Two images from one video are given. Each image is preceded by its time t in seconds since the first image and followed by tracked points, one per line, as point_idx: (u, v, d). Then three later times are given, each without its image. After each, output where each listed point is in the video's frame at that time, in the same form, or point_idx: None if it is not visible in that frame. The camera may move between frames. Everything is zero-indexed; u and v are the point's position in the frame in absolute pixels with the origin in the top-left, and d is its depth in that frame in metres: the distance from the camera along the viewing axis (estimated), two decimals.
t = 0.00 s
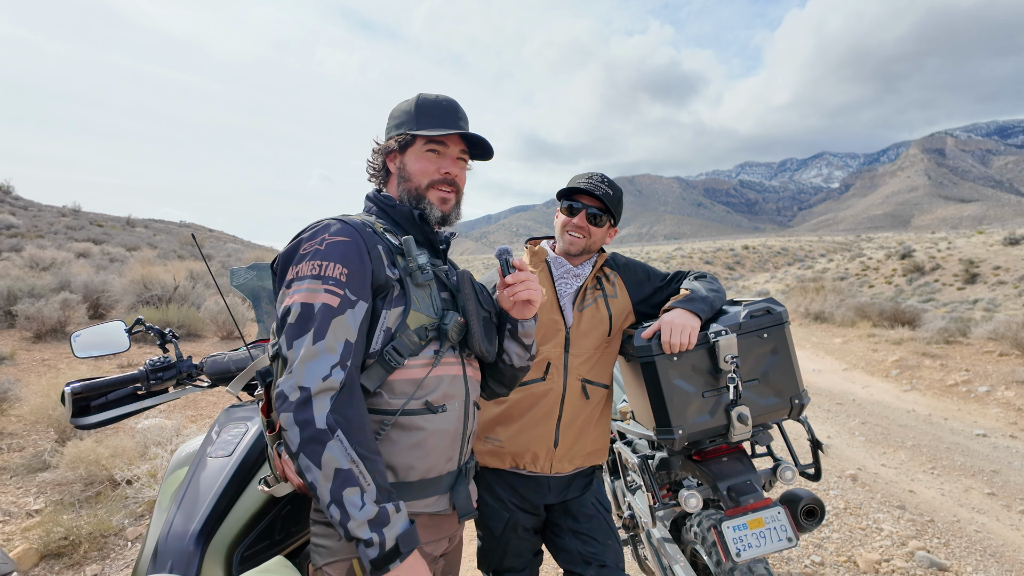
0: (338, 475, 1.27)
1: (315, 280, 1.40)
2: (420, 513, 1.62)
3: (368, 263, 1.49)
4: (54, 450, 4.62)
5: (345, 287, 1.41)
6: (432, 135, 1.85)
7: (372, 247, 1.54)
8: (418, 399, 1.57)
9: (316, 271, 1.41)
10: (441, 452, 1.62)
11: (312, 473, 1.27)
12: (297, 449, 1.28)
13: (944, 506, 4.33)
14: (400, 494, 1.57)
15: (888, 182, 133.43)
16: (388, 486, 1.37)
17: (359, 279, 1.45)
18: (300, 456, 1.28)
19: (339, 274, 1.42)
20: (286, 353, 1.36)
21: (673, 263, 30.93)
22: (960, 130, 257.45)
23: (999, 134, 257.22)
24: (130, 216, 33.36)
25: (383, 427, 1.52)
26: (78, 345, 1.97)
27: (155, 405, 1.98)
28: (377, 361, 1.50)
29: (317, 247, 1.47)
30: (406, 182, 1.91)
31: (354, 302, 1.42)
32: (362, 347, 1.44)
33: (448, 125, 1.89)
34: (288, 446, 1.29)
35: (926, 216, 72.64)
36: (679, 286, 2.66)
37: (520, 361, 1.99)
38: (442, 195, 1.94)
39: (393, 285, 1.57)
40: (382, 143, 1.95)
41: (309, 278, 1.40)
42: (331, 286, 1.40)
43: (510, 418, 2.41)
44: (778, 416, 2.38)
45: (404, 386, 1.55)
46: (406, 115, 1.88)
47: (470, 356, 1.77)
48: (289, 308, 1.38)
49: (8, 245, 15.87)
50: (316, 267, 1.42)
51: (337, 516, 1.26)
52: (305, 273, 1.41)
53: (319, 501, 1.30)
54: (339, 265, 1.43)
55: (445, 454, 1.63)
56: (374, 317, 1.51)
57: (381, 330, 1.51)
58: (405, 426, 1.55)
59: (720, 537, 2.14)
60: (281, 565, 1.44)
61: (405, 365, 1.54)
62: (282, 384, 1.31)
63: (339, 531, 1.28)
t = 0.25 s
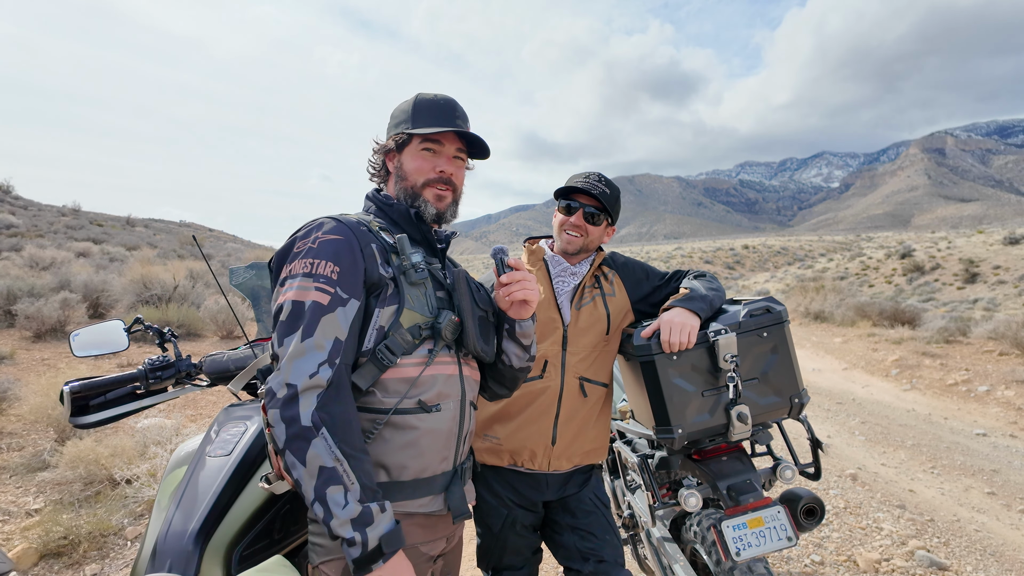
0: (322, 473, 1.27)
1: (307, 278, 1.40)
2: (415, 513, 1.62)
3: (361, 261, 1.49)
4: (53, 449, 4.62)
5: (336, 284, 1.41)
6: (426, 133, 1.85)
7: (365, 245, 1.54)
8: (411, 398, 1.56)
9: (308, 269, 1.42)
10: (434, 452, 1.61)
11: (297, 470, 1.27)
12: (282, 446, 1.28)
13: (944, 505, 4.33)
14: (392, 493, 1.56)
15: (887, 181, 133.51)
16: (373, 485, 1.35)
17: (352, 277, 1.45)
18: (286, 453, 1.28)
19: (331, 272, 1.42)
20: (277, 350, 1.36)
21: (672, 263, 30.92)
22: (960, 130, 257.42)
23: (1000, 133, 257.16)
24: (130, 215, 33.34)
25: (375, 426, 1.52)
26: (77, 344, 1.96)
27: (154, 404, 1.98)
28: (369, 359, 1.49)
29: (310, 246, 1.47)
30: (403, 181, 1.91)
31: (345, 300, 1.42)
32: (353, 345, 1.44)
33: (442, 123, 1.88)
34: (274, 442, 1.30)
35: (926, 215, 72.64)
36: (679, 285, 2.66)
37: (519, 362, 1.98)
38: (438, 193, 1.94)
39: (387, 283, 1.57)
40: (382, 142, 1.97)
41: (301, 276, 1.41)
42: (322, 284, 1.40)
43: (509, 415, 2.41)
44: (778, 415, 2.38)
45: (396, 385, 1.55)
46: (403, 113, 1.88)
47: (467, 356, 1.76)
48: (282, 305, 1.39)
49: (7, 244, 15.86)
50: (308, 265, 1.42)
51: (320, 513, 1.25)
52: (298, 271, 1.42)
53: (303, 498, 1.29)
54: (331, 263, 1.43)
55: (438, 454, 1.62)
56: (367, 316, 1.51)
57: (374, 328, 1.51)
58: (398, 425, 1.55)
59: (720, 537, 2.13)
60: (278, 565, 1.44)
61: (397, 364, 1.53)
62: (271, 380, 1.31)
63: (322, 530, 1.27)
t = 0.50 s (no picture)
0: (327, 476, 1.27)
1: (305, 280, 1.40)
2: (417, 513, 1.61)
3: (359, 263, 1.49)
4: (53, 449, 4.62)
5: (335, 287, 1.41)
6: (427, 132, 1.84)
7: (363, 246, 1.54)
8: (412, 398, 1.56)
9: (306, 271, 1.41)
10: (436, 451, 1.61)
11: (301, 473, 1.27)
12: (286, 450, 1.29)
13: (944, 504, 4.33)
14: (394, 493, 1.56)
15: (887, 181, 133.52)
16: (378, 486, 1.36)
17: (350, 279, 1.45)
18: (290, 457, 1.28)
19: (329, 274, 1.42)
20: (277, 354, 1.36)
21: (672, 263, 30.93)
22: (960, 129, 257.42)
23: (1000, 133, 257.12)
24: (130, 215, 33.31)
25: (376, 426, 1.52)
26: (77, 344, 1.96)
27: (155, 404, 1.98)
28: (369, 360, 1.49)
29: (308, 248, 1.47)
30: (403, 179, 1.91)
31: (344, 302, 1.42)
32: (352, 346, 1.44)
33: (443, 123, 1.88)
34: (278, 447, 1.29)
35: (926, 215, 72.64)
36: (679, 285, 2.66)
37: (518, 360, 1.98)
38: (438, 193, 1.94)
39: (386, 284, 1.57)
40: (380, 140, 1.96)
41: (300, 278, 1.41)
42: (321, 286, 1.40)
43: (509, 414, 2.40)
44: (779, 414, 2.37)
45: (397, 385, 1.54)
46: (403, 112, 1.87)
47: (467, 355, 1.76)
48: (281, 308, 1.39)
49: (8, 244, 15.86)
50: (306, 268, 1.42)
51: (326, 517, 1.26)
52: (296, 274, 1.42)
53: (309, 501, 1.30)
54: (329, 265, 1.43)
55: (440, 454, 1.62)
56: (367, 317, 1.51)
57: (374, 329, 1.50)
58: (399, 425, 1.55)
59: (721, 536, 2.13)
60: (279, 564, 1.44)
61: (398, 364, 1.53)
62: (272, 385, 1.31)
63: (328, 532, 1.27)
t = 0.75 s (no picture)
0: (339, 481, 1.27)
1: (309, 284, 1.39)
2: (421, 512, 1.61)
3: (362, 265, 1.48)
4: (54, 448, 4.62)
5: (339, 290, 1.41)
6: (436, 134, 1.84)
7: (365, 248, 1.53)
8: (416, 399, 1.56)
9: (309, 275, 1.40)
10: (441, 450, 1.61)
11: (312, 479, 1.27)
12: (296, 456, 1.28)
13: (944, 504, 4.33)
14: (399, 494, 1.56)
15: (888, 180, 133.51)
16: (388, 489, 1.36)
17: (354, 282, 1.44)
18: (300, 462, 1.27)
19: (333, 277, 1.41)
20: (282, 359, 1.35)
21: (672, 262, 30.94)
22: (960, 129, 257.37)
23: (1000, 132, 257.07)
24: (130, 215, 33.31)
25: (382, 427, 1.52)
26: (77, 343, 1.95)
27: (155, 403, 1.98)
28: (373, 363, 1.49)
29: (310, 250, 1.46)
30: (405, 177, 1.89)
31: (349, 305, 1.41)
32: (357, 350, 1.43)
33: (450, 125, 1.88)
34: (287, 453, 1.28)
35: (926, 215, 72.66)
36: (680, 284, 2.66)
37: (518, 354, 1.98)
38: (441, 193, 1.94)
39: (388, 286, 1.56)
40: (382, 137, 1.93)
41: (303, 282, 1.39)
42: (325, 289, 1.39)
43: (510, 414, 2.40)
44: (779, 414, 2.37)
45: (401, 387, 1.54)
46: (411, 111, 1.86)
47: (467, 353, 1.77)
48: (284, 312, 1.38)
49: (8, 243, 15.86)
50: (309, 271, 1.40)
51: (339, 521, 1.26)
52: (299, 278, 1.40)
53: (320, 506, 1.29)
54: (332, 268, 1.42)
55: (444, 453, 1.63)
56: (370, 319, 1.51)
57: (377, 331, 1.50)
58: (404, 425, 1.54)
59: (721, 535, 2.14)
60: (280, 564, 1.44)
61: (402, 366, 1.53)
62: (279, 390, 1.30)
63: (341, 536, 1.27)
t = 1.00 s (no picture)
0: (350, 480, 1.27)
1: (314, 284, 1.39)
2: (425, 510, 1.62)
3: (366, 265, 1.48)
4: (54, 447, 4.62)
5: (345, 290, 1.41)
6: (432, 131, 1.84)
7: (369, 248, 1.53)
8: (421, 398, 1.57)
9: (315, 275, 1.40)
10: (445, 449, 1.62)
11: (323, 479, 1.27)
12: (306, 456, 1.28)
13: (944, 503, 4.33)
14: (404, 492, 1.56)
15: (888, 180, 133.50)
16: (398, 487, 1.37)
17: (359, 282, 1.44)
18: (310, 463, 1.28)
19: (338, 277, 1.41)
20: (289, 360, 1.35)
21: (672, 262, 30.94)
22: (960, 128, 257.33)
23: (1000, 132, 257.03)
24: (130, 214, 33.31)
25: (387, 426, 1.52)
26: (78, 343, 1.95)
27: (155, 403, 1.98)
28: (378, 362, 1.49)
29: (314, 250, 1.45)
30: (405, 177, 1.90)
31: (355, 305, 1.41)
32: (363, 349, 1.43)
33: (445, 122, 1.88)
34: (297, 454, 1.28)
35: (926, 214, 72.68)
36: (681, 283, 2.66)
37: (516, 355, 1.98)
38: (441, 191, 1.95)
39: (392, 285, 1.56)
40: (378, 137, 1.92)
41: (308, 282, 1.39)
42: (331, 290, 1.39)
43: (512, 414, 2.41)
44: (779, 413, 2.37)
45: (406, 385, 1.55)
46: (406, 110, 1.86)
47: (468, 352, 1.78)
48: (290, 313, 1.37)
49: (8, 243, 15.84)
50: (315, 272, 1.40)
51: (352, 520, 1.26)
52: (304, 278, 1.40)
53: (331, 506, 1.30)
54: (338, 268, 1.42)
55: (448, 451, 1.63)
56: (375, 319, 1.51)
57: (383, 330, 1.50)
58: (409, 424, 1.55)
59: (721, 534, 2.14)
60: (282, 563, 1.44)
61: (407, 365, 1.53)
62: (287, 391, 1.29)
63: (353, 535, 1.28)
